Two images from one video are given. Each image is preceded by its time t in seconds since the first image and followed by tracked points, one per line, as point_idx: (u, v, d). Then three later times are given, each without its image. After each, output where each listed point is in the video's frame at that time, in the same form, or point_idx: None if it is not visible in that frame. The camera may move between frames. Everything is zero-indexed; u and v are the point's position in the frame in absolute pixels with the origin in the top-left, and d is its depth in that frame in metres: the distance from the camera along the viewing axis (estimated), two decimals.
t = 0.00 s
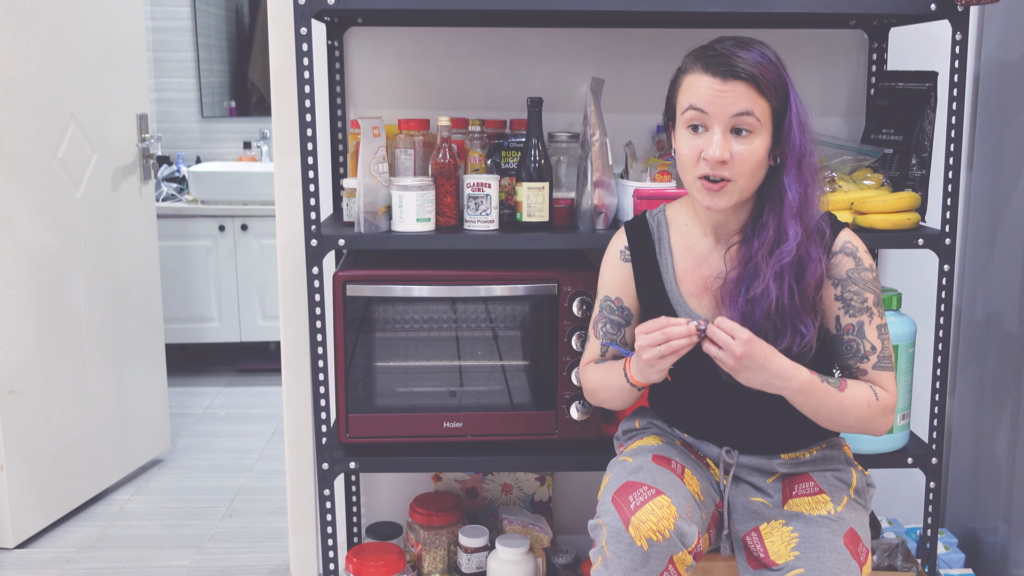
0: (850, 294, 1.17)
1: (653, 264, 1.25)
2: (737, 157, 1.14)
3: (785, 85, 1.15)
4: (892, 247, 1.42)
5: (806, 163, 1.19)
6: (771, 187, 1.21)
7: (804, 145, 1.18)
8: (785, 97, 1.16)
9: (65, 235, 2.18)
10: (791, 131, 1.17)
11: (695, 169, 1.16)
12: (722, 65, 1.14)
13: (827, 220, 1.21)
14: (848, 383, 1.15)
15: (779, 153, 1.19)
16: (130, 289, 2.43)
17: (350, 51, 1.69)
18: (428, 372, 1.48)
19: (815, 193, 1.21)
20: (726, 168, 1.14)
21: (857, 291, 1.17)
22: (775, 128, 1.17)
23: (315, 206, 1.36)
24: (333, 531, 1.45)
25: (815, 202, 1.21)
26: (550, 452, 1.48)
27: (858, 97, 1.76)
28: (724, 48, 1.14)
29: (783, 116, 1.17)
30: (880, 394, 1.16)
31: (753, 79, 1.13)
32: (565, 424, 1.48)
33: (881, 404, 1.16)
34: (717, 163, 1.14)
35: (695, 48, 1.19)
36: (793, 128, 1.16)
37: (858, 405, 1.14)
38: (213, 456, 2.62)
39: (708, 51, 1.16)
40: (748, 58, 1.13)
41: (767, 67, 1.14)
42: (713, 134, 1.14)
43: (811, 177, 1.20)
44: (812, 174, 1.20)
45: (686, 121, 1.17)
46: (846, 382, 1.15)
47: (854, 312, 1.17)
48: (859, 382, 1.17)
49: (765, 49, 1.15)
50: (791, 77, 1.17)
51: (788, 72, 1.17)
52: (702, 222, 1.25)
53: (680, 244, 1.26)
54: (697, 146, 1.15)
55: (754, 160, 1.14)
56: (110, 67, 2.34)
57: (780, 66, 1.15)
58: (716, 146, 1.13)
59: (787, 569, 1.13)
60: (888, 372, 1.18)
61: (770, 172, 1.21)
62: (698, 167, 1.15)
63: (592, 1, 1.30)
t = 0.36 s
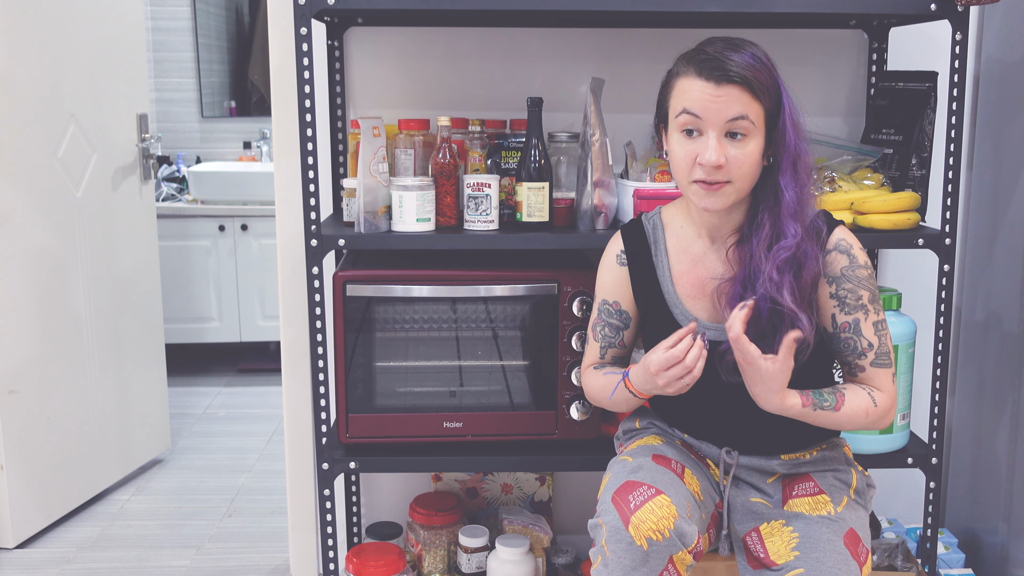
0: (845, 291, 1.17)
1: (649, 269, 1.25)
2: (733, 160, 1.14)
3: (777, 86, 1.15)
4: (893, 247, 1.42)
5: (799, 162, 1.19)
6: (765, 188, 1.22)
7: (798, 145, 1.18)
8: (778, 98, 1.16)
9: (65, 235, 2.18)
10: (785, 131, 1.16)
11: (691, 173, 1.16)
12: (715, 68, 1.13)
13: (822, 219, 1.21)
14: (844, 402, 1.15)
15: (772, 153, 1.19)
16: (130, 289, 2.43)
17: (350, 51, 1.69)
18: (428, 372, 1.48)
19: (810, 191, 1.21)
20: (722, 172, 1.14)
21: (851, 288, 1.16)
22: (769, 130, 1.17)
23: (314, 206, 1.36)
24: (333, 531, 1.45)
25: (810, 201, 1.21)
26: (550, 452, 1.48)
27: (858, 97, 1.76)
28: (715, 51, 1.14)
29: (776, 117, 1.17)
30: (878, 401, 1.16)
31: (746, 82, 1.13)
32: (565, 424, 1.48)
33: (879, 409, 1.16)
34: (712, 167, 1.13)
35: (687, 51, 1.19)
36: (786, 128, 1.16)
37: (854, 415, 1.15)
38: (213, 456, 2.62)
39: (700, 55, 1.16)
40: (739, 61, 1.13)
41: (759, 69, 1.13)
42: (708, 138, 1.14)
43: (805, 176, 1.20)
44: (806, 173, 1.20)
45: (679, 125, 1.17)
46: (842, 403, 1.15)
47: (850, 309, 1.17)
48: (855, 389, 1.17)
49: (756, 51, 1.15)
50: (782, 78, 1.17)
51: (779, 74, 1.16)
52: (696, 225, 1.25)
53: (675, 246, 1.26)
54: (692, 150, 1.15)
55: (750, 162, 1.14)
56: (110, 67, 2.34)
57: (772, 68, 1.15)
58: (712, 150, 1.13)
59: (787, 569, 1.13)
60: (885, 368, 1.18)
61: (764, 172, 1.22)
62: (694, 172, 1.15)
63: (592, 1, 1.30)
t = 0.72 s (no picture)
0: (840, 289, 1.17)
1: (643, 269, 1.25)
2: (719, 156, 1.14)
3: (762, 81, 1.15)
4: (892, 248, 1.42)
5: (788, 157, 1.18)
6: (753, 183, 1.21)
7: (784, 138, 1.17)
8: (764, 93, 1.16)
9: (65, 235, 2.17)
10: (771, 126, 1.16)
11: (678, 170, 1.16)
12: (699, 65, 1.14)
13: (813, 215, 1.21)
14: (851, 408, 1.15)
15: (760, 149, 1.18)
16: (131, 289, 2.43)
17: (350, 51, 1.69)
18: (428, 372, 1.48)
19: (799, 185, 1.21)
20: (709, 169, 1.14)
21: (847, 286, 1.17)
22: (756, 125, 1.17)
23: (314, 206, 1.36)
24: (333, 531, 1.45)
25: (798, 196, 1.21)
26: (550, 452, 1.48)
27: (859, 97, 1.76)
28: (700, 48, 1.14)
29: (762, 112, 1.16)
30: (877, 399, 1.18)
31: (729, 78, 1.13)
32: (565, 424, 1.48)
33: (878, 406, 1.18)
34: (699, 165, 1.14)
35: (673, 49, 1.19)
36: (773, 123, 1.16)
37: (862, 418, 1.15)
38: (213, 456, 2.62)
39: (685, 52, 1.16)
40: (724, 57, 1.13)
41: (743, 65, 1.13)
42: (694, 135, 1.14)
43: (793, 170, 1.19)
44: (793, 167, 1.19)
45: (666, 122, 1.17)
46: (848, 410, 1.15)
47: (845, 307, 1.17)
48: (857, 392, 1.17)
49: (739, 46, 1.15)
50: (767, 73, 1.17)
51: (764, 69, 1.16)
52: (688, 223, 1.25)
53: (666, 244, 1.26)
54: (679, 147, 1.15)
55: (736, 158, 1.14)
56: (110, 66, 2.34)
57: (757, 64, 1.15)
58: (697, 147, 1.13)
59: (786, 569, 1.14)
60: (880, 365, 1.19)
61: (752, 168, 1.21)
62: (681, 169, 1.15)
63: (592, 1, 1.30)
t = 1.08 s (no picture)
0: (838, 288, 1.16)
1: (643, 267, 1.25)
2: (717, 157, 1.14)
3: (761, 81, 1.15)
4: (892, 248, 1.42)
5: (788, 156, 1.18)
6: (753, 183, 1.21)
7: (784, 138, 1.17)
8: (763, 93, 1.16)
9: (65, 236, 2.17)
10: (771, 126, 1.16)
11: (678, 171, 1.16)
12: (698, 67, 1.13)
13: (813, 214, 1.21)
14: (825, 410, 1.15)
15: (761, 149, 1.18)
16: (130, 289, 2.43)
17: (350, 51, 1.69)
18: (428, 372, 1.48)
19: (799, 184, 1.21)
20: (708, 169, 1.14)
21: (844, 285, 1.16)
22: (756, 125, 1.17)
23: (314, 206, 1.36)
24: (333, 531, 1.45)
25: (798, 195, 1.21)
26: (550, 452, 1.48)
27: (859, 97, 1.76)
28: (698, 49, 1.14)
29: (762, 112, 1.16)
30: (860, 404, 1.17)
31: (728, 79, 1.13)
32: (565, 424, 1.48)
33: (861, 410, 1.17)
34: (698, 165, 1.14)
35: (672, 50, 1.19)
36: (773, 122, 1.16)
37: (836, 418, 1.15)
38: (213, 456, 2.62)
39: (683, 54, 1.16)
40: (722, 58, 1.13)
41: (741, 66, 1.13)
42: (693, 136, 1.15)
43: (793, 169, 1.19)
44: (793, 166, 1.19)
45: (665, 124, 1.17)
46: (823, 411, 1.15)
47: (843, 307, 1.16)
48: (838, 392, 1.17)
49: (738, 47, 1.15)
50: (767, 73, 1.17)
51: (764, 68, 1.16)
52: (688, 222, 1.25)
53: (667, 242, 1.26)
54: (678, 148, 1.15)
55: (735, 158, 1.14)
56: (110, 66, 2.34)
57: (756, 63, 1.15)
58: (697, 148, 1.13)
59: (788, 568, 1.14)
60: (875, 368, 1.17)
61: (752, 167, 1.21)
62: (680, 170, 1.16)
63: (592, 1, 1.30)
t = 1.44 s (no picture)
0: (837, 289, 1.16)
1: (645, 269, 1.25)
2: (723, 164, 1.14)
3: (762, 86, 1.15)
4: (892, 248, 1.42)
5: (789, 158, 1.19)
6: (755, 185, 1.22)
7: (784, 140, 1.18)
8: (764, 98, 1.16)
9: (65, 236, 2.17)
10: (772, 129, 1.17)
11: (684, 179, 1.16)
12: (700, 75, 1.13)
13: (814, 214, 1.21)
14: (827, 430, 1.13)
15: (761, 150, 1.19)
16: (131, 289, 2.43)
17: (350, 51, 1.69)
18: (428, 372, 1.48)
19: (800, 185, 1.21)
20: (714, 177, 1.14)
21: (843, 286, 1.16)
22: (757, 129, 1.17)
23: (314, 206, 1.36)
24: (333, 531, 1.45)
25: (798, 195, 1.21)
26: (550, 452, 1.48)
27: (859, 97, 1.76)
28: (698, 57, 1.14)
29: (763, 115, 1.17)
30: (862, 415, 1.16)
31: (730, 87, 1.13)
32: (565, 424, 1.48)
33: (864, 421, 1.15)
34: (704, 174, 1.14)
35: (670, 57, 1.19)
36: (774, 125, 1.16)
37: (841, 435, 1.13)
38: (213, 456, 2.62)
39: (683, 62, 1.15)
40: (723, 65, 1.13)
41: (743, 73, 1.13)
42: (698, 144, 1.14)
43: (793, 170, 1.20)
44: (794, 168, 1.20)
45: (669, 133, 1.17)
46: (825, 431, 1.13)
47: (841, 307, 1.16)
48: (839, 409, 1.16)
49: (737, 53, 1.15)
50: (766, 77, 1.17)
51: (763, 72, 1.16)
52: (690, 224, 1.25)
53: (669, 245, 1.26)
54: (683, 157, 1.15)
55: (740, 164, 1.14)
56: (110, 66, 2.34)
57: (756, 68, 1.15)
58: (702, 157, 1.13)
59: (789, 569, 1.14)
60: (875, 372, 1.17)
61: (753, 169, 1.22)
62: (686, 179, 1.15)
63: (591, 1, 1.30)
